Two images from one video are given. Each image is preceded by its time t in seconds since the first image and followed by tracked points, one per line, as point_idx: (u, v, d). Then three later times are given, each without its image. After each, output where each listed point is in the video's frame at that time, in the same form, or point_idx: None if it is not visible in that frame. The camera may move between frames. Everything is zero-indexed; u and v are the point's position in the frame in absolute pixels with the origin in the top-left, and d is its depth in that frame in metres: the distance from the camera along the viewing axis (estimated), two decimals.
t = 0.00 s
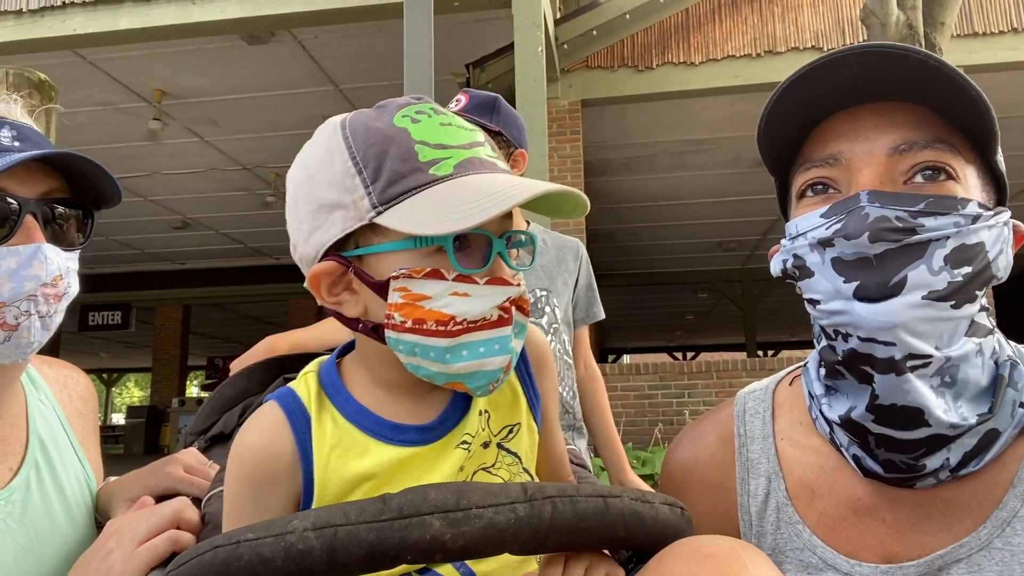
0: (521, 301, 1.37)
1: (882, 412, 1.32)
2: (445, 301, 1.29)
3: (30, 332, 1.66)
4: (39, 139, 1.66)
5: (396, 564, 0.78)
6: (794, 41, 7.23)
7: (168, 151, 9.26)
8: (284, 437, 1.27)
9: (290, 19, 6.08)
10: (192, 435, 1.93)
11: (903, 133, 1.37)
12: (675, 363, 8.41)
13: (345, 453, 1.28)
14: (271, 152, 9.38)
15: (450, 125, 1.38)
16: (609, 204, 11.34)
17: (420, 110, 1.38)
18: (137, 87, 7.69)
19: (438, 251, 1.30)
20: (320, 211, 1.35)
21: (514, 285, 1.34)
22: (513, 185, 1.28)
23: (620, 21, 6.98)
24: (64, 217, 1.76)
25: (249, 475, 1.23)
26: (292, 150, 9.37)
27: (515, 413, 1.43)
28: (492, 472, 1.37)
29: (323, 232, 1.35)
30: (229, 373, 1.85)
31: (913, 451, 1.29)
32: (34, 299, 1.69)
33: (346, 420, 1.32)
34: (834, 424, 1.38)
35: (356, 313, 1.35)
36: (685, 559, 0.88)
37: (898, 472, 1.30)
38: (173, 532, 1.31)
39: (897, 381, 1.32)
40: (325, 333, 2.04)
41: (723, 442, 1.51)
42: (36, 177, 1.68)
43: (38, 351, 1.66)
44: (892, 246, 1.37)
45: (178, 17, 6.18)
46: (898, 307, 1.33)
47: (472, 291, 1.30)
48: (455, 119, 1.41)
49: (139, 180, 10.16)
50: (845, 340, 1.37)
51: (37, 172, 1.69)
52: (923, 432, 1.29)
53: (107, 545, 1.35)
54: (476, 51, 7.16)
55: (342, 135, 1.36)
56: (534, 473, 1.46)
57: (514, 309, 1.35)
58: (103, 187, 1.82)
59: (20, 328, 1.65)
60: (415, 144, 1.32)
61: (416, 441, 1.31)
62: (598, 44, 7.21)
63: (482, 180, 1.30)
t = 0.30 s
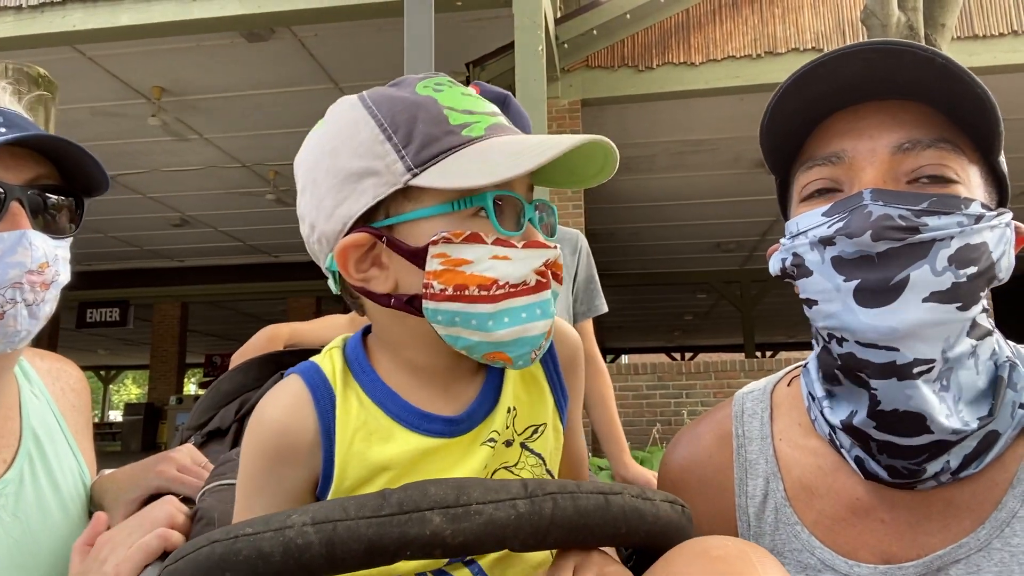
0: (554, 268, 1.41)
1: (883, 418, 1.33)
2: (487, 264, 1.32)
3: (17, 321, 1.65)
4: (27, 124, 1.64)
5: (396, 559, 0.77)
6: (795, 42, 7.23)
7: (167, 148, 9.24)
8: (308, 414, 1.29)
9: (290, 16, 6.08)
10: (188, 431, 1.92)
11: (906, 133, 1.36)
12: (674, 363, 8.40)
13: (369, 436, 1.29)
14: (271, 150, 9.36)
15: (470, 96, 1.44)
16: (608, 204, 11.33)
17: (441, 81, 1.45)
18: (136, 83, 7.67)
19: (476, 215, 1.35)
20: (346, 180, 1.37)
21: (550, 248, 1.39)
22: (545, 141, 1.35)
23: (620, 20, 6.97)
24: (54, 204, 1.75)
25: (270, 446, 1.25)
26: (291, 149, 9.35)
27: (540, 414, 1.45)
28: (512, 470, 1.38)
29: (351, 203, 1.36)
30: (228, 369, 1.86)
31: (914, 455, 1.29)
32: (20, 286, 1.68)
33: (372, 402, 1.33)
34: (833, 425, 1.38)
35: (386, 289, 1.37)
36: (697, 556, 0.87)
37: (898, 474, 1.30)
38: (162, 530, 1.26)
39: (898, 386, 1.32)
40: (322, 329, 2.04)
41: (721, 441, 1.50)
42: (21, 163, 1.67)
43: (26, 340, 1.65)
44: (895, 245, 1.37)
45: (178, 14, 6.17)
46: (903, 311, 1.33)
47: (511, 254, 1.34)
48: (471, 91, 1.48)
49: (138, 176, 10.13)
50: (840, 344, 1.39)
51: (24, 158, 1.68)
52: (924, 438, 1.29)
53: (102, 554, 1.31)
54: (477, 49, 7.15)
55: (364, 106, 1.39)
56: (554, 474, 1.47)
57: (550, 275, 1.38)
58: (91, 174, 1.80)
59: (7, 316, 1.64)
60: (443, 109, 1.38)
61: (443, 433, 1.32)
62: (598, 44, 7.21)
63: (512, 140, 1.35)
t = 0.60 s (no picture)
0: (559, 268, 1.42)
1: (878, 406, 1.33)
2: (489, 263, 1.33)
3: (13, 319, 1.65)
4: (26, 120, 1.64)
5: (396, 554, 0.77)
6: (794, 44, 7.25)
7: (165, 145, 9.23)
8: (296, 406, 1.31)
9: (290, 15, 6.07)
10: (185, 427, 1.92)
11: (910, 124, 1.37)
12: (671, 364, 8.42)
13: (359, 431, 1.31)
14: (269, 148, 9.35)
15: (475, 87, 1.45)
16: (607, 204, 11.33)
17: (447, 70, 1.45)
18: (135, 81, 7.66)
19: (479, 211, 1.35)
20: (345, 168, 1.37)
21: (554, 248, 1.40)
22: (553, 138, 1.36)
23: (620, 21, 6.98)
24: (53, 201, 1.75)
25: (259, 437, 1.29)
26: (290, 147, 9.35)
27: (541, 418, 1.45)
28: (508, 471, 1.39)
29: (350, 192, 1.36)
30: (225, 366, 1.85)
31: (909, 444, 1.29)
32: (16, 284, 1.69)
33: (364, 397, 1.35)
34: (827, 419, 1.38)
35: (383, 284, 1.37)
36: (727, 557, 0.95)
37: (894, 464, 1.30)
38: (158, 528, 1.24)
39: (895, 373, 1.32)
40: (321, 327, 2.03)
41: (719, 440, 1.50)
42: (21, 159, 1.67)
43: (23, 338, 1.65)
44: (896, 233, 1.37)
45: (178, 12, 6.16)
46: (906, 297, 1.33)
47: (514, 253, 1.35)
48: (476, 82, 1.49)
49: (136, 174, 10.13)
50: (839, 332, 1.38)
51: (23, 155, 1.68)
52: (919, 426, 1.30)
53: (99, 551, 1.30)
54: (476, 49, 7.15)
55: (365, 93, 1.39)
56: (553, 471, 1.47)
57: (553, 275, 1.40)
58: (90, 172, 1.80)
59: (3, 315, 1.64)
60: (449, 100, 1.39)
61: (435, 432, 1.33)
62: (597, 45, 7.22)
63: (517, 135, 1.36)
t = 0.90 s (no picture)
0: (531, 272, 1.41)
1: (878, 408, 1.33)
2: (459, 264, 1.32)
3: (5, 321, 1.64)
4: (27, 120, 1.62)
5: (391, 554, 0.76)
6: (790, 44, 7.26)
7: (159, 142, 9.18)
8: (267, 405, 1.30)
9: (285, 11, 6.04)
10: (179, 425, 1.90)
11: (905, 128, 1.36)
12: (666, 363, 8.43)
13: (334, 428, 1.30)
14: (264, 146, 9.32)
15: (451, 82, 1.42)
16: (602, 204, 11.33)
17: (422, 64, 1.43)
18: (129, 76, 7.63)
19: (450, 212, 1.34)
20: (314, 165, 1.35)
21: (525, 251, 1.39)
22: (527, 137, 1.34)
23: (617, 20, 6.98)
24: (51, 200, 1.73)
25: (231, 436, 1.27)
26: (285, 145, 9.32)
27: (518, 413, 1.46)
28: (485, 466, 1.39)
29: (318, 189, 1.35)
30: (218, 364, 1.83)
31: (908, 446, 1.29)
32: (10, 285, 1.68)
33: (338, 394, 1.34)
34: (827, 421, 1.38)
35: (351, 283, 1.36)
36: (713, 556, 0.97)
37: (891, 468, 1.30)
38: (150, 527, 1.22)
39: (894, 377, 1.33)
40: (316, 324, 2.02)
41: (717, 440, 1.50)
42: (20, 159, 1.65)
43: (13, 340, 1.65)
44: (893, 239, 1.37)
45: (173, 7, 6.13)
46: (901, 300, 1.33)
47: (484, 255, 1.34)
48: (452, 76, 1.46)
49: (130, 171, 10.08)
50: (840, 333, 1.37)
51: (20, 155, 1.65)
52: (919, 427, 1.30)
53: (89, 551, 1.28)
54: (473, 47, 7.14)
55: (338, 86, 1.37)
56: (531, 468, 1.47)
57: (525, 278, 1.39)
58: (89, 173, 1.78)
59: None
60: (422, 96, 1.36)
61: (411, 428, 1.32)
62: (593, 44, 7.21)
63: (490, 134, 1.35)
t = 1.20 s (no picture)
0: (520, 276, 1.39)
1: (886, 421, 1.33)
2: (452, 271, 1.31)
3: (11, 334, 1.64)
4: (32, 133, 1.63)
5: (404, 561, 0.76)
6: (789, 43, 7.26)
7: (159, 149, 9.20)
8: (263, 405, 1.30)
9: (284, 16, 6.06)
10: (185, 433, 1.90)
11: (902, 131, 1.36)
12: (669, 364, 8.42)
13: (326, 425, 1.29)
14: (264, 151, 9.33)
15: (441, 92, 1.42)
16: (603, 205, 11.34)
17: (414, 74, 1.43)
18: (129, 84, 7.64)
19: (444, 219, 1.34)
20: (308, 173, 1.34)
21: (516, 255, 1.37)
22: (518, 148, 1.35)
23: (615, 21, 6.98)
24: (55, 212, 1.74)
25: (230, 437, 1.28)
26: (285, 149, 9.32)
27: (514, 405, 1.42)
28: (484, 461, 1.34)
29: (312, 198, 1.34)
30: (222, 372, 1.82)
31: (916, 457, 1.29)
32: (15, 298, 1.67)
33: (331, 394, 1.34)
34: (836, 426, 1.38)
35: (346, 289, 1.35)
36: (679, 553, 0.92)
37: (903, 477, 1.30)
38: (159, 536, 1.22)
39: (900, 389, 1.33)
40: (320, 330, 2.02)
41: (725, 442, 1.50)
42: (24, 173, 1.65)
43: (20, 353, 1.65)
44: (894, 245, 1.36)
45: (172, 14, 6.14)
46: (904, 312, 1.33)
47: (477, 261, 1.33)
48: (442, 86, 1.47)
49: (131, 177, 10.09)
50: (841, 347, 1.38)
51: (25, 168, 1.65)
52: (926, 440, 1.29)
53: (100, 561, 1.29)
54: (471, 50, 7.15)
55: (331, 96, 1.36)
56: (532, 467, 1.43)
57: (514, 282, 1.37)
58: (93, 184, 1.77)
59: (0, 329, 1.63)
60: (415, 106, 1.36)
61: (403, 423, 1.31)
62: (592, 45, 7.22)
63: (483, 144, 1.35)
